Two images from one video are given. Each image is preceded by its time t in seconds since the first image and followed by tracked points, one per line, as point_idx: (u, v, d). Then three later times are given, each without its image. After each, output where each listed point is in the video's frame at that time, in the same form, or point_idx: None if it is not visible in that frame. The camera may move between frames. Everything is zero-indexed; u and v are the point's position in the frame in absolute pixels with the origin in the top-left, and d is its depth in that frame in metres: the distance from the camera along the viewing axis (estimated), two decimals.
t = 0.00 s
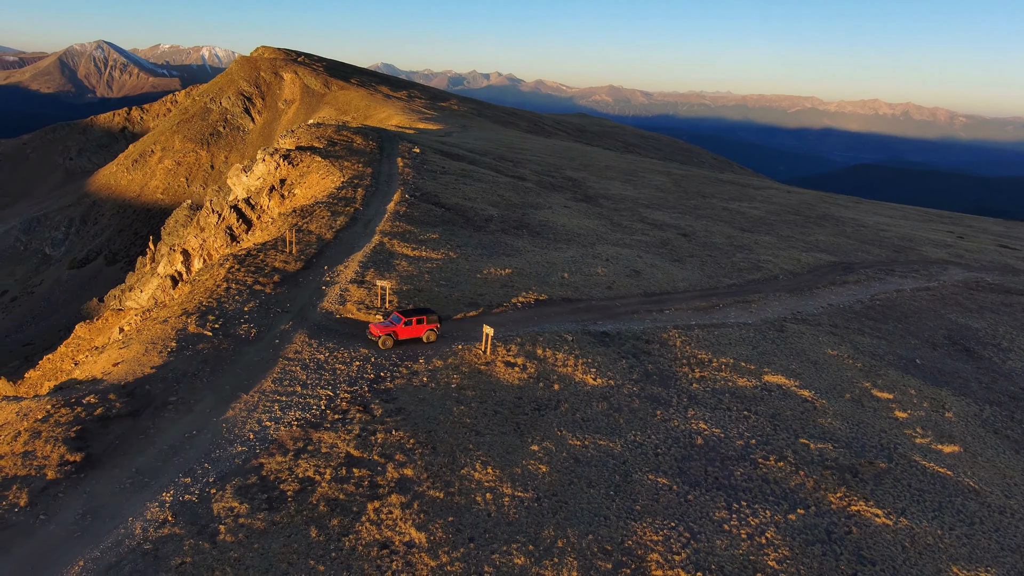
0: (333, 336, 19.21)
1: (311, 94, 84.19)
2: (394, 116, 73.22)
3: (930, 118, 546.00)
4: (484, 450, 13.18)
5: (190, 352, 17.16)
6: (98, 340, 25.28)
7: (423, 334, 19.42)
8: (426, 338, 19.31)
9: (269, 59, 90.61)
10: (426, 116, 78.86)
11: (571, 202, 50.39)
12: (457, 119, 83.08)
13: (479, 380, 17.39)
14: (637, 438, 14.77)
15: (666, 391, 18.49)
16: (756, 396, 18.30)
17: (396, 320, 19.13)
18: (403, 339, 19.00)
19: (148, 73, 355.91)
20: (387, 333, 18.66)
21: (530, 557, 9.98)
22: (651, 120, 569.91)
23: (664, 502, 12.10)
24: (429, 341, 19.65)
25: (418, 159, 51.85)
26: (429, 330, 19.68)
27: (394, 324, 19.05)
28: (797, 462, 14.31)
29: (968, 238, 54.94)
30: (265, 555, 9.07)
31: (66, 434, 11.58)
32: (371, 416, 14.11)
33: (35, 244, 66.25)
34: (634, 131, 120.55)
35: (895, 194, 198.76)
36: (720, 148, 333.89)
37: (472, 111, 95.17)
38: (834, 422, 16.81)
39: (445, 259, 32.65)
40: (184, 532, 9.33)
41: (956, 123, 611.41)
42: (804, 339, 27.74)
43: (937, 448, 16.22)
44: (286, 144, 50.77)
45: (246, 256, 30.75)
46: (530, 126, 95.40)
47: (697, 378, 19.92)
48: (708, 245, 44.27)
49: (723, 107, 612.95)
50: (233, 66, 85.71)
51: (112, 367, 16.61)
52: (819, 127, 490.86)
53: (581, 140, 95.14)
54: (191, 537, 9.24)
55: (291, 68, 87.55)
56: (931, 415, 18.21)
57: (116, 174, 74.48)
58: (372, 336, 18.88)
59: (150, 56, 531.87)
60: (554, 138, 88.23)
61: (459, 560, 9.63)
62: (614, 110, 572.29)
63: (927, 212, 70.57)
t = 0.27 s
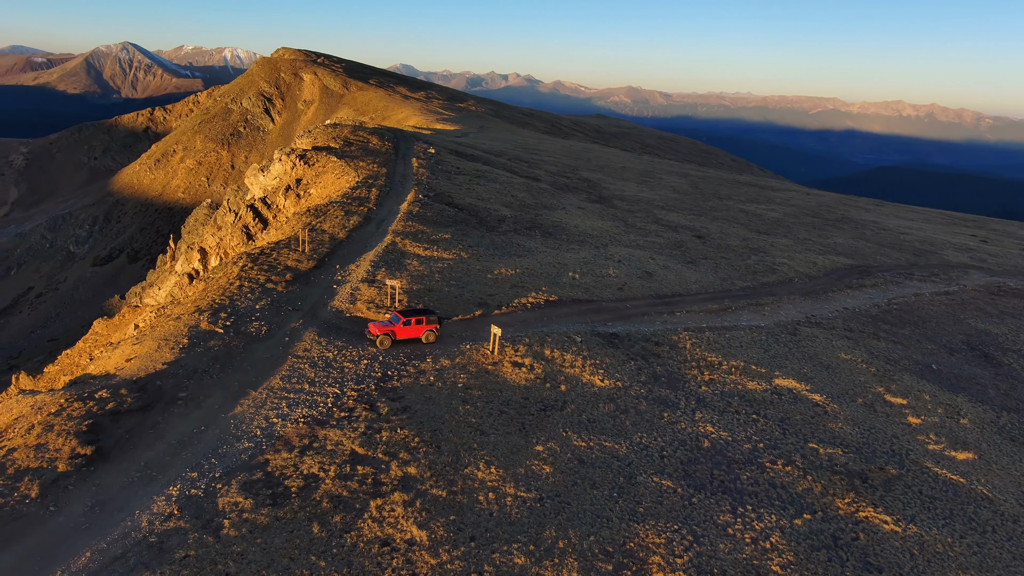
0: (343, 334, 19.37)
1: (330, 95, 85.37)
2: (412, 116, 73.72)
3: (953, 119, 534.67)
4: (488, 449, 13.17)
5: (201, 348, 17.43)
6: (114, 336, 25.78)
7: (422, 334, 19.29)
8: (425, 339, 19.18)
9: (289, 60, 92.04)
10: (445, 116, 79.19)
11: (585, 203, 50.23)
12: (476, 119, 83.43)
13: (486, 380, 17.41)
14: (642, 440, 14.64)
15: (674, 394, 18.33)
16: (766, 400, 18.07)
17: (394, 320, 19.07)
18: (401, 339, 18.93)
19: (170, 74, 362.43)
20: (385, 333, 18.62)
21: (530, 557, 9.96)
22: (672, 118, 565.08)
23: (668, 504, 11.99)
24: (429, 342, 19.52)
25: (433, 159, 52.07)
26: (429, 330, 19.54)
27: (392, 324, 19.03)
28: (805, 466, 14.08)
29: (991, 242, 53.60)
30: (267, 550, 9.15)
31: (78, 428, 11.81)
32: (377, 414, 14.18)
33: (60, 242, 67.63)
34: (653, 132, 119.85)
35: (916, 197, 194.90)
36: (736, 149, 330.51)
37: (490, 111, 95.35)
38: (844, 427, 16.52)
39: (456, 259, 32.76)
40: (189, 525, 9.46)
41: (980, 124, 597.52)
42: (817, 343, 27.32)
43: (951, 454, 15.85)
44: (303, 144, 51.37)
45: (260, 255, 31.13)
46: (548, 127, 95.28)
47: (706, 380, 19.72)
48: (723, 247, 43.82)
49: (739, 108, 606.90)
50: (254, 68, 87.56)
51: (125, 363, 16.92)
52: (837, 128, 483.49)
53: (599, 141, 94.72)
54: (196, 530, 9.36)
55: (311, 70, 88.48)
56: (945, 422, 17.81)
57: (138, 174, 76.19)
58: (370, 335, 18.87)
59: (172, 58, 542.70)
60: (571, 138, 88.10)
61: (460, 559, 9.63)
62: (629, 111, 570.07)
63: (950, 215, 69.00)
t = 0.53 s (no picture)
0: (353, 333, 19.50)
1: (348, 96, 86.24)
2: (429, 117, 74.09)
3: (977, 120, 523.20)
4: (494, 449, 13.18)
5: (213, 346, 17.70)
6: (130, 332, 26.27)
7: (422, 334, 19.19)
8: (425, 339, 19.10)
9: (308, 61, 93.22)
10: (462, 117, 79.35)
11: (599, 205, 50.04)
12: (493, 120, 83.63)
13: (493, 381, 17.42)
14: (649, 443, 14.54)
15: (683, 396, 18.17)
16: (776, 404, 17.83)
17: (394, 319, 19.01)
18: (401, 338, 18.91)
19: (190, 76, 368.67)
20: (384, 332, 18.58)
21: (532, 557, 9.94)
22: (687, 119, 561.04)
23: (673, 508, 11.88)
24: (429, 342, 19.45)
25: (448, 160, 52.27)
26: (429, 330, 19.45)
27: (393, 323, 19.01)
28: (815, 471, 13.87)
29: (1016, 246, 52.31)
30: (271, 545, 9.23)
31: (90, 423, 12.05)
32: (383, 413, 14.25)
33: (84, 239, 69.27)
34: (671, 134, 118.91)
35: (938, 200, 190.98)
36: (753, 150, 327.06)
37: (507, 112, 95.41)
38: (856, 432, 16.23)
39: (468, 259, 32.84)
40: (195, 520, 9.58)
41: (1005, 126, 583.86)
42: (832, 347, 26.91)
43: (966, 461, 15.49)
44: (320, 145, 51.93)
45: (274, 254, 31.51)
46: (565, 128, 95.05)
47: (716, 383, 19.50)
48: (738, 249, 43.36)
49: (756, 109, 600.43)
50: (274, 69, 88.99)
51: (139, 359, 17.23)
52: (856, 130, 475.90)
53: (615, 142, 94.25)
54: (202, 525, 9.48)
55: (330, 71, 89.27)
56: (961, 428, 17.41)
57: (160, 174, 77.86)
58: (370, 334, 18.87)
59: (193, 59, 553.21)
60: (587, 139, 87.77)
61: (462, 558, 9.65)
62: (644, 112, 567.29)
63: (973, 218, 67.45)
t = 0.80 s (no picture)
0: (363, 332, 19.64)
1: (367, 96, 87.18)
2: (446, 118, 74.52)
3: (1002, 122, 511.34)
4: (500, 450, 13.18)
5: (225, 344, 17.98)
6: (146, 329, 26.75)
7: (424, 335, 19.14)
8: (427, 339, 19.02)
9: (327, 62, 94.40)
10: (479, 118, 79.60)
11: (613, 206, 49.85)
12: (510, 121, 83.85)
13: (502, 381, 17.44)
14: (657, 446, 14.42)
15: (692, 399, 18.00)
16: (787, 408, 17.59)
17: (396, 319, 18.99)
18: (403, 338, 18.88)
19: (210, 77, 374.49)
20: (386, 332, 18.59)
21: (535, 558, 9.92)
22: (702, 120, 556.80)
23: (679, 511, 11.78)
24: (432, 343, 19.39)
25: (463, 160, 52.49)
26: (432, 331, 19.39)
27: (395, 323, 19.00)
28: (824, 477, 13.67)
29: None
30: (276, 542, 9.33)
31: (103, 418, 12.28)
32: (391, 412, 14.33)
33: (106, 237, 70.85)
34: (688, 134, 117.88)
35: (961, 204, 186.99)
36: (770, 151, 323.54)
37: (524, 113, 95.40)
38: (869, 438, 15.95)
39: (480, 260, 32.91)
40: (202, 516, 9.70)
41: None
42: (846, 351, 26.50)
43: (980, 469, 15.14)
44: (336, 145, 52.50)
45: (287, 253, 31.89)
46: (582, 129, 94.83)
47: (727, 387, 19.27)
48: (753, 252, 42.87)
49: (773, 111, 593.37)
50: (294, 69, 90.43)
51: (153, 356, 17.55)
52: (876, 131, 468.04)
53: (631, 143, 93.75)
54: (209, 521, 9.60)
55: (349, 72, 90.41)
56: (977, 436, 17.02)
57: (179, 173, 79.32)
58: (372, 334, 18.92)
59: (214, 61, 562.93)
60: (605, 141, 87.43)
61: (465, 558, 9.65)
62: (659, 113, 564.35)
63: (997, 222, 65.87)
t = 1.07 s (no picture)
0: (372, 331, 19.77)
1: (385, 97, 88.24)
2: (464, 119, 75.01)
3: None
4: (506, 450, 13.17)
5: (237, 342, 18.24)
6: (161, 327, 27.22)
7: (425, 336, 19.05)
8: (427, 340, 18.95)
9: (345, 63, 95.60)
10: (495, 119, 79.91)
11: (628, 207, 49.65)
12: (527, 122, 84.02)
13: (510, 382, 17.44)
14: (664, 449, 14.29)
15: (702, 403, 17.81)
16: (798, 413, 17.33)
17: (397, 320, 18.93)
18: (403, 339, 18.82)
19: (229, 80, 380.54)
20: (386, 332, 18.58)
21: (537, 559, 9.89)
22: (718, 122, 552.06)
23: (685, 515, 11.66)
24: (431, 344, 19.30)
25: (478, 161, 52.69)
26: (432, 332, 19.31)
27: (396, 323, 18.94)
28: (834, 483, 13.44)
29: None
30: (280, 538, 9.41)
31: (115, 414, 12.52)
32: (398, 411, 14.40)
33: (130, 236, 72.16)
34: (706, 136, 116.77)
35: (986, 208, 182.71)
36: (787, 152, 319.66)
37: (541, 114, 95.36)
38: (882, 444, 15.64)
39: (492, 261, 32.98)
40: (209, 512, 9.81)
41: None
42: (861, 356, 26.06)
43: (997, 478, 14.76)
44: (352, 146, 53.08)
45: (301, 253, 32.26)
46: (599, 130, 94.52)
47: (737, 391, 19.04)
48: (769, 255, 42.35)
49: (790, 113, 586.18)
50: (313, 70, 92.07)
51: (167, 354, 17.85)
52: (896, 133, 459.92)
53: (648, 144, 93.21)
54: (215, 516, 9.72)
55: (367, 74, 91.53)
56: (995, 443, 16.62)
57: (199, 173, 80.94)
58: (373, 334, 18.98)
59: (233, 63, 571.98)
60: (621, 142, 87.19)
61: (467, 558, 9.66)
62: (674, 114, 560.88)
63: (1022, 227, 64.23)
